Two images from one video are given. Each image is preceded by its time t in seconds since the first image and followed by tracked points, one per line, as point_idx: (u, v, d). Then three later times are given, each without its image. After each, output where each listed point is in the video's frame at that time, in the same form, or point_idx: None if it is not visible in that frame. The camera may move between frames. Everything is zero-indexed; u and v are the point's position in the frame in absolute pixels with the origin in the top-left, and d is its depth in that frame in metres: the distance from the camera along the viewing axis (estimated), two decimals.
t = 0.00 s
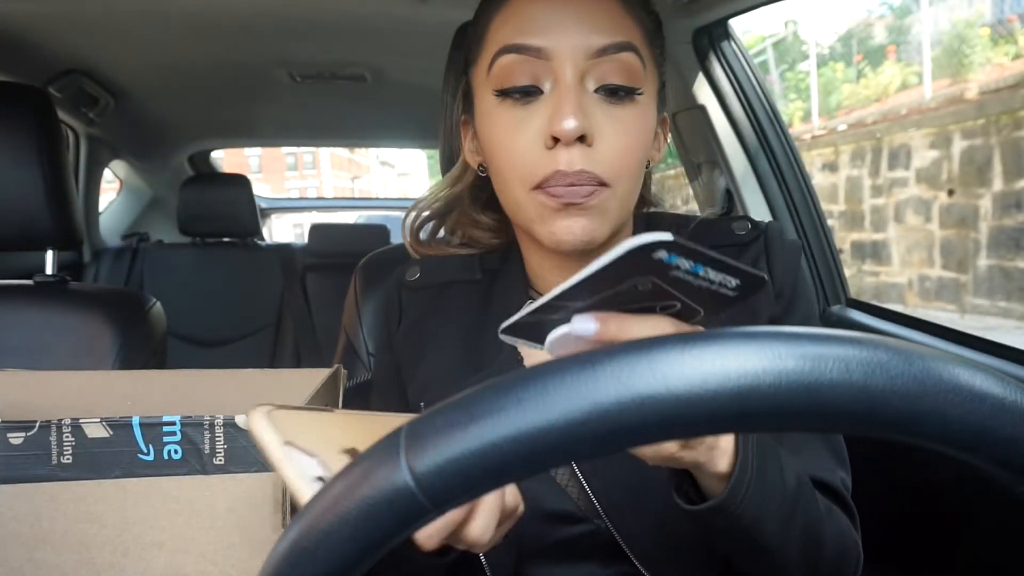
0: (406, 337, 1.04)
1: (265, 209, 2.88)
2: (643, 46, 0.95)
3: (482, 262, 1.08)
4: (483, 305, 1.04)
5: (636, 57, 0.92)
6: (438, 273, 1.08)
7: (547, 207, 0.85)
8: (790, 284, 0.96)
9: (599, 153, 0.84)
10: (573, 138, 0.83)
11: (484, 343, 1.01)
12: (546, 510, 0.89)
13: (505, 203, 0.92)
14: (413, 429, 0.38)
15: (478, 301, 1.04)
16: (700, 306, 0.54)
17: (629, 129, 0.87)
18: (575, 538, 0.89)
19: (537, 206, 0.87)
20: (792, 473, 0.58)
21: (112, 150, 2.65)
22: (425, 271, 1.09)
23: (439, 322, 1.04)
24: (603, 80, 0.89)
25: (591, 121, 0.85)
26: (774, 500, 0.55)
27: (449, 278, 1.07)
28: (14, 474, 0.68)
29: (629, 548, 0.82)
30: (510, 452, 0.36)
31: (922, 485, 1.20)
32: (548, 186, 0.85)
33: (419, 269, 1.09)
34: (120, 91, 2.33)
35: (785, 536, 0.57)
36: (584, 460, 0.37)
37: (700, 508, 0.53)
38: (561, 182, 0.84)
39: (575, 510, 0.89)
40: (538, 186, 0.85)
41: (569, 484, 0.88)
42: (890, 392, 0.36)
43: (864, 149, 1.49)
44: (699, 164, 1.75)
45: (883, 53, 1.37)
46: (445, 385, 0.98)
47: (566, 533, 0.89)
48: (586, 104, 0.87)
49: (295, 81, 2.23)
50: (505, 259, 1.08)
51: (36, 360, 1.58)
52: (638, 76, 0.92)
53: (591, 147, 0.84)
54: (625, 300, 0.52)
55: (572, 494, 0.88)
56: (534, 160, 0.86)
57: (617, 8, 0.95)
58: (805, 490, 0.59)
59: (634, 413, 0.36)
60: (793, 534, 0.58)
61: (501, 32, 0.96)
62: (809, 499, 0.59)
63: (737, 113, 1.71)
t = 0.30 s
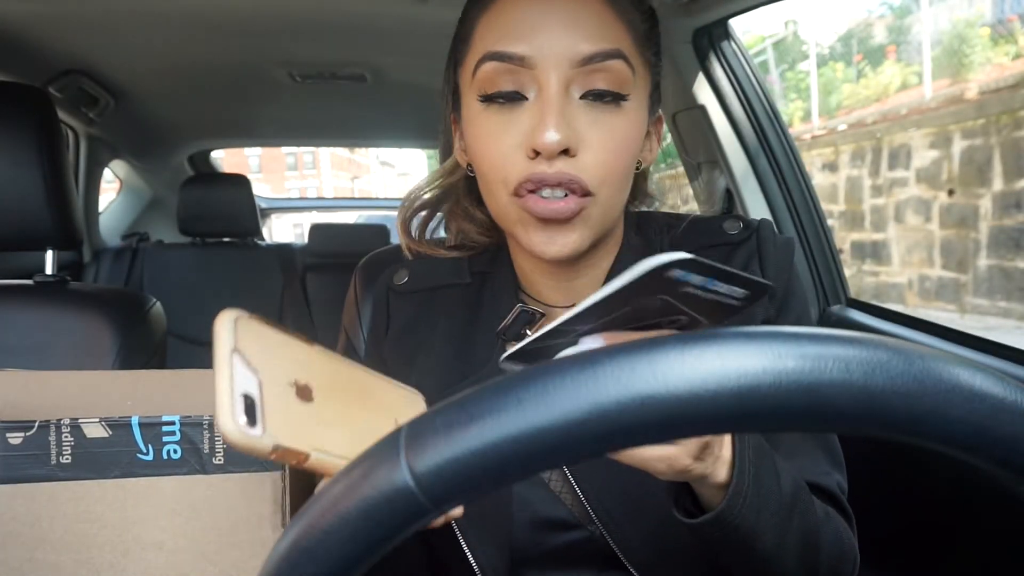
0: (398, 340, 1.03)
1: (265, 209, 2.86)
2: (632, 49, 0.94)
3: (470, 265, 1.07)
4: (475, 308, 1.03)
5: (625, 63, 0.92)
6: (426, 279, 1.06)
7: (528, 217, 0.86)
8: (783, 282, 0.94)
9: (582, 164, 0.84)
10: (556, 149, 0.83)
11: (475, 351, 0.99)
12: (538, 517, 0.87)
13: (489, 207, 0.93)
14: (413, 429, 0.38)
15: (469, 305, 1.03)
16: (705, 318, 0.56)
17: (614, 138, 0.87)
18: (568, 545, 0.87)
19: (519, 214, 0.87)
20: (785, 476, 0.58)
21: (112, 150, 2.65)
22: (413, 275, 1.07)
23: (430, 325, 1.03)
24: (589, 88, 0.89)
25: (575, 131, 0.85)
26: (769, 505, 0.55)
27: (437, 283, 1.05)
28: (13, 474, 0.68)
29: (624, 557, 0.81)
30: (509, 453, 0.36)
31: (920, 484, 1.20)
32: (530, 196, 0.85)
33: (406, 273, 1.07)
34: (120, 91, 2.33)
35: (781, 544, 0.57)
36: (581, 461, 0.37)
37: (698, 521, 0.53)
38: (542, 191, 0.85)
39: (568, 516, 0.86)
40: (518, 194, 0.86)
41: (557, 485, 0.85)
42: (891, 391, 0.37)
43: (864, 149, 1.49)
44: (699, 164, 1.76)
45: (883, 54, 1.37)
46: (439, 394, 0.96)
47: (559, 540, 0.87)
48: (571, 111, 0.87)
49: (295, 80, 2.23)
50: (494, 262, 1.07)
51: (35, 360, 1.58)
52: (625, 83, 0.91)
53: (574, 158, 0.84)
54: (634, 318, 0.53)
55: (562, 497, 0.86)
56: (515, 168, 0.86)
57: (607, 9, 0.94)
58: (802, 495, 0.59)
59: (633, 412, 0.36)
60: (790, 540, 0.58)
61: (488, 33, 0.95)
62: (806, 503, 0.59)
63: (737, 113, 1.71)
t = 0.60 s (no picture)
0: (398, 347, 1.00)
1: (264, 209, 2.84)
2: (620, 48, 0.94)
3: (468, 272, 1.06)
4: (473, 312, 1.02)
5: (615, 62, 0.91)
6: (426, 285, 1.04)
7: (538, 228, 0.86)
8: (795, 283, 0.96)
9: (588, 170, 0.83)
10: (562, 159, 0.83)
11: (475, 352, 0.98)
12: (543, 524, 0.86)
13: (493, 220, 0.92)
14: (413, 429, 0.38)
15: (468, 313, 1.02)
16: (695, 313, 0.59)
17: (615, 142, 0.87)
18: (577, 551, 0.87)
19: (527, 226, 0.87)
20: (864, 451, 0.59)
21: (112, 150, 2.65)
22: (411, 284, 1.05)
23: (429, 331, 1.01)
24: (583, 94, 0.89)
25: (576, 140, 0.84)
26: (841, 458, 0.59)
27: (436, 290, 1.03)
28: (13, 475, 0.68)
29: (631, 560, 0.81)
30: (508, 453, 0.36)
31: (921, 484, 1.20)
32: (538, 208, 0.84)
33: (404, 280, 1.05)
34: (120, 91, 2.33)
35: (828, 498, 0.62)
36: (578, 460, 0.37)
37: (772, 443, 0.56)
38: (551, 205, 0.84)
39: (571, 522, 0.86)
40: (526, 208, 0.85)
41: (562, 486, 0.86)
42: (891, 391, 0.37)
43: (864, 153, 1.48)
44: (699, 164, 1.76)
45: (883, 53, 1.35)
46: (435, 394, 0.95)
47: (565, 548, 0.87)
48: (569, 120, 0.86)
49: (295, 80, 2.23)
50: (492, 267, 1.06)
51: (33, 359, 1.58)
52: (617, 83, 0.91)
53: (579, 167, 0.83)
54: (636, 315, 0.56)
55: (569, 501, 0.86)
56: (520, 183, 0.85)
57: (589, 12, 0.94)
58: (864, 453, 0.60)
59: (632, 412, 0.36)
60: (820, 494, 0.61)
61: (476, 44, 0.94)
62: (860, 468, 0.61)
63: (737, 112, 1.73)
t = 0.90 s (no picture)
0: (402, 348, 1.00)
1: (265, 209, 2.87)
2: (612, 43, 0.93)
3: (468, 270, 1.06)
4: (476, 313, 1.01)
5: (607, 59, 0.90)
6: (425, 285, 1.05)
7: (529, 228, 0.86)
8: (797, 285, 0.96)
9: (578, 171, 0.84)
10: (550, 160, 0.83)
11: (475, 354, 0.98)
12: (539, 525, 0.87)
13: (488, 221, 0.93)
14: (414, 428, 0.38)
15: (471, 313, 1.01)
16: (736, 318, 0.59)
17: (606, 141, 0.86)
18: (573, 552, 0.87)
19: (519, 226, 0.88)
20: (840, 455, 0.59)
21: (111, 150, 2.65)
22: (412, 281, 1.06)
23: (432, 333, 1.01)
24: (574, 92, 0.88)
25: (565, 139, 0.84)
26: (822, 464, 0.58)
27: (437, 289, 1.04)
28: (18, 477, 0.68)
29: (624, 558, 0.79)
30: (509, 454, 0.36)
31: (921, 484, 1.19)
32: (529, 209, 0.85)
33: (405, 278, 1.06)
34: (120, 91, 2.33)
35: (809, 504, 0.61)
36: (578, 461, 0.37)
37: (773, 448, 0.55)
38: (541, 204, 0.85)
39: (569, 524, 0.86)
40: (518, 208, 0.86)
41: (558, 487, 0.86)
42: (891, 391, 0.37)
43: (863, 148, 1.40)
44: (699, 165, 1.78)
45: (884, 54, 1.37)
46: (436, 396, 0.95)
47: (562, 549, 0.87)
48: (560, 119, 0.86)
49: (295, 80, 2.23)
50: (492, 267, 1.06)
51: (33, 360, 1.58)
52: (608, 79, 0.90)
53: (569, 167, 0.83)
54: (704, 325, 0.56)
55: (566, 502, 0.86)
56: (510, 183, 0.85)
57: (580, 8, 0.92)
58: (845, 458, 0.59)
59: (633, 413, 0.36)
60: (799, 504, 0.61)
61: (466, 46, 0.94)
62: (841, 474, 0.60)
63: (737, 112, 1.72)
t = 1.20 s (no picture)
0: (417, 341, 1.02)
1: (265, 209, 2.88)
2: (578, 34, 0.92)
3: (488, 260, 1.08)
4: (490, 305, 1.02)
5: (565, 50, 0.89)
6: (444, 274, 1.07)
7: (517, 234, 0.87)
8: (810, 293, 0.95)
9: (545, 171, 0.84)
10: (513, 165, 0.83)
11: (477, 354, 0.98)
12: (544, 517, 0.86)
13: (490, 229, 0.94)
14: (413, 428, 0.38)
15: (487, 305, 1.03)
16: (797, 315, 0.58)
17: (574, 135, 0.86)
18: (577, 545, 0.86)
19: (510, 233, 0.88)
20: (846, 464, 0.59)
21: (111, 150, 2.65)
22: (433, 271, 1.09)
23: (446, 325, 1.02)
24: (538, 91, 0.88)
25: (528, 140, 0.84)
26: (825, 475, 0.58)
27: (456, 277, 1.07)
28: (18, 477, 0.68)
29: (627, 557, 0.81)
30: (508, 454, 0.36)
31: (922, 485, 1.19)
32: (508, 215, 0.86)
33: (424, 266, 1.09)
34: (120, 91, 2.33)
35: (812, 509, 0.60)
36: (582, 459, 0.37)
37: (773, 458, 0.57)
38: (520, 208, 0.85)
39: (574, 517, 0.86)
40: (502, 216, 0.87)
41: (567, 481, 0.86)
42: (891, 391, 0.37)
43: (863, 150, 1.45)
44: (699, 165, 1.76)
45: (884, 54, 1.36)
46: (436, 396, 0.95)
47: (567, 540, 0.86)
48: (523, 122, 0.86)
49: (295, 81, 2.24)
50: (509, 258, 1.07)
51: (34, 359, 1.58)
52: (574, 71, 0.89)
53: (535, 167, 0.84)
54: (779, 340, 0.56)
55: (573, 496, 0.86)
56: (490, 193, 0.87)
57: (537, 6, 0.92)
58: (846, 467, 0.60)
59: (633, 412, 0.36)
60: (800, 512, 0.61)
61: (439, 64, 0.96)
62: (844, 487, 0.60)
63: (737, 112, 1.73)
